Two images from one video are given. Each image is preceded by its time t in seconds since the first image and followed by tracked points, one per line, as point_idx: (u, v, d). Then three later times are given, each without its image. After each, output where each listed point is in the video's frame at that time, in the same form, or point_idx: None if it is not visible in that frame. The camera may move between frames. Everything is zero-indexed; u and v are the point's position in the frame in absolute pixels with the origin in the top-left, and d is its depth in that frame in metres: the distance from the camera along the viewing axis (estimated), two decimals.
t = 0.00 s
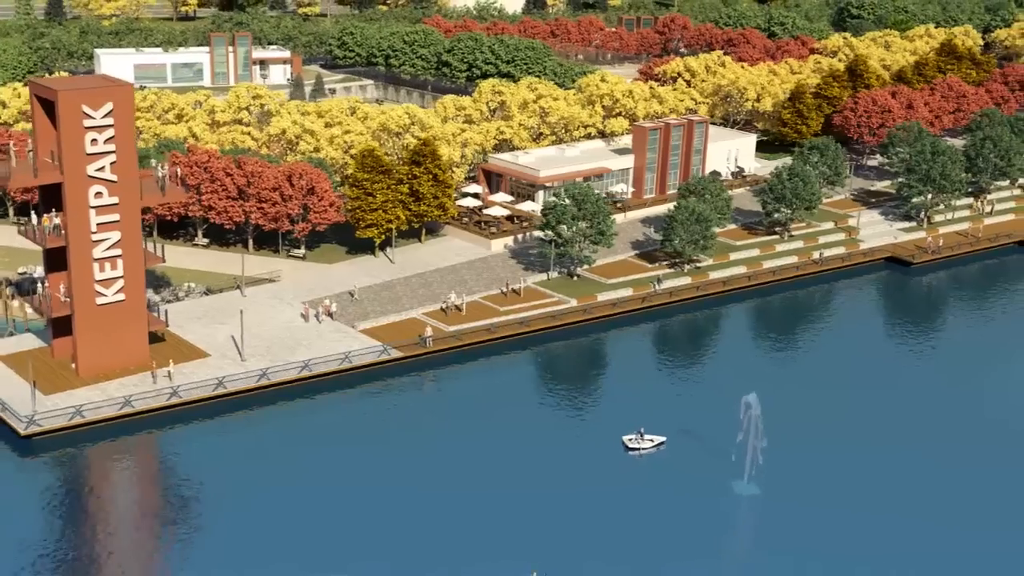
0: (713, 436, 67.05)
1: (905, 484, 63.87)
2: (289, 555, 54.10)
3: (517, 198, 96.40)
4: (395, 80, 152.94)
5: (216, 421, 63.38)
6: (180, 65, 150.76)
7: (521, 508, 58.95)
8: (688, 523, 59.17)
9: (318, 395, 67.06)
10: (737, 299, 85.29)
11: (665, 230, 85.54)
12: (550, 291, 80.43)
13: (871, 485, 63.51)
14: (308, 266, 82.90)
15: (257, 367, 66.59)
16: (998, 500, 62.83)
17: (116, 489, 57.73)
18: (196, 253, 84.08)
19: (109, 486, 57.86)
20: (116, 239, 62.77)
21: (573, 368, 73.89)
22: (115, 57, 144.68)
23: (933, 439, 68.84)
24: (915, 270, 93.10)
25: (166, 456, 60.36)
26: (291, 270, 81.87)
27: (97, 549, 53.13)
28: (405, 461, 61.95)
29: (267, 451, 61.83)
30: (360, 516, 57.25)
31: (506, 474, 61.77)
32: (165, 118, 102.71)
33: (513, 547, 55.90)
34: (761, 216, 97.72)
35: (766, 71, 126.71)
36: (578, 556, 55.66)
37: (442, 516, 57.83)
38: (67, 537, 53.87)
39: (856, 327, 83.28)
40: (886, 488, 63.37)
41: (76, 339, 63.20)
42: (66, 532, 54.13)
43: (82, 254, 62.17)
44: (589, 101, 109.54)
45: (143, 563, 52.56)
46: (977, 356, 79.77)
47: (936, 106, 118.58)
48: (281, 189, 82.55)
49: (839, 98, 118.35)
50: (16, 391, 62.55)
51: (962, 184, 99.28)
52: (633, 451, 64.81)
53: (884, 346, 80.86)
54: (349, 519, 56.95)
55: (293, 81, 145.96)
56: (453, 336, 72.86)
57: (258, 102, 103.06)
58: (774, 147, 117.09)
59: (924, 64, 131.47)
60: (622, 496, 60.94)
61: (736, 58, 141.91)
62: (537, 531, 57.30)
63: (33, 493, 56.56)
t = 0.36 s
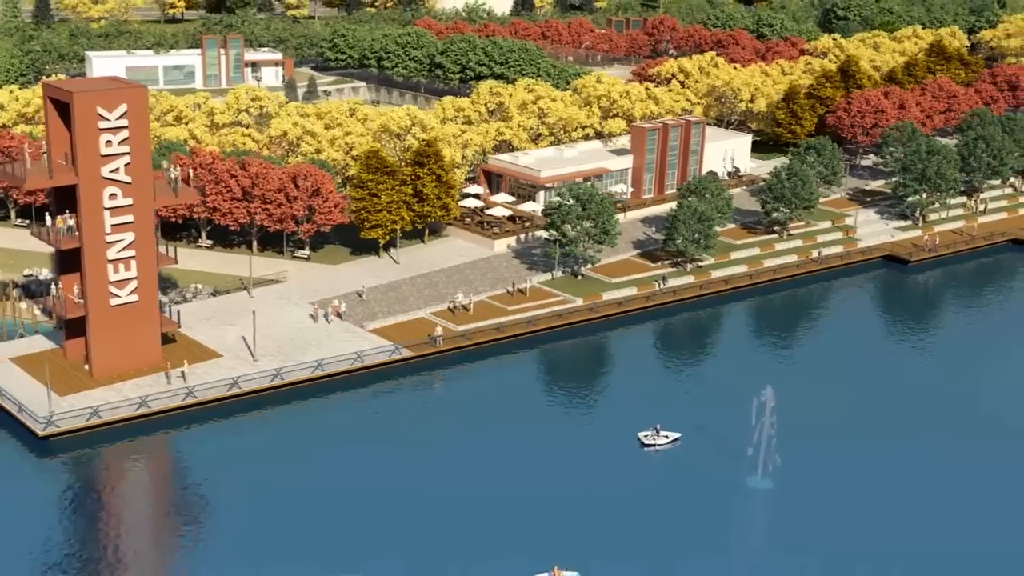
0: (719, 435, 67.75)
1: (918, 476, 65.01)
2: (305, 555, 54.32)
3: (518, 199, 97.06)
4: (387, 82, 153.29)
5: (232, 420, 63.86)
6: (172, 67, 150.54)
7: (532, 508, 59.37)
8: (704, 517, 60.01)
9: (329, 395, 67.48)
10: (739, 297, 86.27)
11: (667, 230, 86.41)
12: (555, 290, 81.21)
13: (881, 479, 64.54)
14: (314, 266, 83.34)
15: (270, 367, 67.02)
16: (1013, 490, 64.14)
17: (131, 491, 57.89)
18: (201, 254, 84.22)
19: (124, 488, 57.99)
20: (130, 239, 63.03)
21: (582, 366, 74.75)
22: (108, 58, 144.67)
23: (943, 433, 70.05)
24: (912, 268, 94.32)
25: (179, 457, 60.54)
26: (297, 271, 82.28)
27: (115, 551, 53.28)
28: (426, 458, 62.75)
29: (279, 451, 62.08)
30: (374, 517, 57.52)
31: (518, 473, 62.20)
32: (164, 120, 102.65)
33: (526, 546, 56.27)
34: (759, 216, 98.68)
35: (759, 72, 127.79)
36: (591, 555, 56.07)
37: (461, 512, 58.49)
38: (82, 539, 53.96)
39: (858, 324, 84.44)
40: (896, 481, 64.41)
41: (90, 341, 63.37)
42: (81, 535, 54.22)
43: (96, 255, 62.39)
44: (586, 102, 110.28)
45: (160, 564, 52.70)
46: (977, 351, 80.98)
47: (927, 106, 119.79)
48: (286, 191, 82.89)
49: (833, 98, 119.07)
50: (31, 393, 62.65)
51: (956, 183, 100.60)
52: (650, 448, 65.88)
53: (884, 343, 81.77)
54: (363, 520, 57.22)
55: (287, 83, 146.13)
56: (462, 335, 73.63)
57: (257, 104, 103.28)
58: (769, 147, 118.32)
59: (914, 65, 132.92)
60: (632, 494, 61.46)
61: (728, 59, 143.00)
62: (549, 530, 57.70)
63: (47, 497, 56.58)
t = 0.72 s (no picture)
0: (725, 434, 68.39)
1: (925, 469, 66.05)
2: (320, 555, 54.56)
3: (518, 199, 97.60)
4: (380, 84, 153.72)
5: (246, 420, 64.35)
6: (165, 70, 150.38)
7: (542, 507, 59.73)
8: (718, 511, 60.81)
9: (342, 395, 68.03)
10: (740, 296, 87.26)
11: (669, 229, 87.09)
12: (560, 289, 81.93)
13: (890, 472, 65.52)
14: (320, 267, 83.77)
15: (282, 367, 67.47)
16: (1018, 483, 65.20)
17: (144, 492, 57.99)
18: (206, 256, 84.43)
19: (137, 490, 58.09)
20: (143, 240, 63.28)
21: (590, 365, 75.57)
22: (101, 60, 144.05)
23: (948, 427, 71.08)
24: (910, 266, 95.48)
25: (191, 459, 60.72)
26: (303, 271, 82.70)
27: (132, 552, 53.40)
28: (443, 456, 63.39)
29: (290, 453, 62.33)
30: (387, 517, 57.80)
31: (528, 473, 62.62)
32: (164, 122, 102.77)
33: (539, 544, 56.61)
34: (758, 215, 99.62)
35: (752, 72, 128.75)
36: (608, 550, 56.71)
37: (479, 509, 59.11)
38: (99, 540, 54.06)
39: (860, 321, 85.56)
40: (904, 474, 65.40)
41: (104, 342, 63.58)
42: (98, 536, 54.34)
43: (109, 256, 62.61)
44: (583, 103, 110.96)
45: (177, 565, 52.83)
46: (978, 346, 82.13)
47: (919, 106, 120.97)
48: (291, 192, 83.24)
49: (826, 98, 120.13)
50: (45, 394, 62.80)
51: (951, 182, 101.65)
52: (664, 444, 66.71)
53: (884, 341, 82.64)
54: (376, 520, 57.49)
55: (281, 85, 146.25)
56: (470, 334, 74.32)
57: (257, 106, 103.42)
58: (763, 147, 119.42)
59: (905, 65, 134.25)
60: (642, 492, 61.98)
61: (720, 60, 144.00)
62: (568, 526, 58.34)
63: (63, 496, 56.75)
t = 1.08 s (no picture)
0: (728, 433, 68.94)
1: (932, 462, 67.00)
2: (324, 557, 54.52)
3: (518, 199, 98.11)
4: (373, 85, 154.01)
5: (260, 419, 64.82)
6: (157, 72, 150.17)
7: (550, 506, 60.00)
8: (731, 505, 61.60)
9: (353, 394, 68.55)
10: (741, 295, 88.21)
11: (671, 229, 87.82)
12: (564, 289, 82.52)
13: (898, 465, 66.45)
14: (325, 267, 84.19)
15: (294, 367, 67.94)
16: None
17: (157, 493, 58.21)
18: (211, 257, 84.63)
19: (149, 490, 58.32)
20: (156, 241, 63.53)
21: (599, 363, 76.33)
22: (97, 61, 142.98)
23: (952, 420, 72.11)
24: (907, 264, 96.57)
25: (200, 461, 60.92)
26: (308, 272, 83.12)
27: (146, 552, 53.62)
28: (458, 454, 63.99)
29: (297, 454, 62.47)
30: (398, 516, 58.16)
31: (531, 473, 62.82)
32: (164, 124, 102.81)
33: (557, 540, 57.26)
34: (756, 214, 100.42)
35: (746, 73, 129.62)
36: (625, 545, 57.40)
37: (496, 505, 59.73)
38: (115, 539, 54.27)
39: (862, 319, 86.57)
40: (912, 467, 66.33)
41: (116, 343, 63.82)
42: (116, 536, 54.57)
43: (122, 256, 62.83)
44: (581, 104, 111.30)
45: (192, 565, 53.03)
46: (978, 342, 83.20)
47: (911, 106, 122.02)
48: (296, 193, 83.58)
49: (820, 99, 120.70)
50: (57, 394, 63.07)
51: (947, 182, 102.64)
52: (676, 440, 67.51)
53: (879, 341, 83.07)
54: (383, 520, 57.73)
55: (275, 87, 146.32)
56: (478, 334, 74.97)
57: (256, 108, 103.43)
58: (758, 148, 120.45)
59: (896, 66, 135.44)
60: (645, 491, 62.23)
61: (713, 61, 144.80)
62: (584, 521, 59.01)
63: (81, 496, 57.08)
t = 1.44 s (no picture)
0: (736, 430, 69.69)
1: (937, 457, 67.95)
2: (335, 556, 54.78)
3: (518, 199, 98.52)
4: (367, 87, 154.29)
5: (273, 418, 65.26)
6: (151, 74, 150.01)
7: (560, 499, 60.86)
8: (743, 501, 62.37)
9: (363, 393, 69.01)
10: (742, 294, 89.06)
11: (672, 229, 88.49)
12: (568, 289, 83.18)
13: (904, 461, 67.35)
14: (330, 268, 84.58)
15: (304, 367, 68.36)
16: None
17: (171, 492, 58.49)
18: (215, 258, 84.89)
19: (163, 490, 58.60)
20: (167, 241, 63.77)
21: (606, 361, 77.05)
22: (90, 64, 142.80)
23: (956, 416, 73.12)
24: (904, 262, 97.60)
25: (212, 461, 61.20)
26: (313, 272, 83.49)
27: (163, 551, 53.89)
28: (472, 452, 64.58)
29: (307, 454, 62.76)
30: (413, 513, 58.68)
31: (538, 472, 63.20)
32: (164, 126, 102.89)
33: (574, 536, 57.90)
34: (754, 213, 101.42)
35: (740, 74, 130.44)
36: (640, 541, 58.07)
37: (511, 502, 60.32)
38: (131, 539, 54.51)
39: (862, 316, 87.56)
40: (918, 462, 67.24)
41: (127, 343, 64.05)
42: (133, 535, 54.83)
43: (133, 257, 63.05)
44: (579, 106, 112.22)
45: (207, 565, 53.29)
46: (977, 339, 84.23)
47: (904, 107, 123.06)
48: (300, 194, 83.90)
49: (814, 99, 121.85)
50: (70, 394, 63.30)
51: (942, 181, 103.66)
52: (688, 436, 68.30)
53: (878, 339, 83.78)
54: (393, 519, 58.06)
55: (270, 89, 146.40)
56: (485, 333, 75.57)
57: (256, 109, 103.39)
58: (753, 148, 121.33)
59: (888, 67, 136.57)
60: (652, 489, 62.67)
61: (706, 62, 145.58)
62: (599, 517, 59.66)
63: (98, 496, 57.35)
